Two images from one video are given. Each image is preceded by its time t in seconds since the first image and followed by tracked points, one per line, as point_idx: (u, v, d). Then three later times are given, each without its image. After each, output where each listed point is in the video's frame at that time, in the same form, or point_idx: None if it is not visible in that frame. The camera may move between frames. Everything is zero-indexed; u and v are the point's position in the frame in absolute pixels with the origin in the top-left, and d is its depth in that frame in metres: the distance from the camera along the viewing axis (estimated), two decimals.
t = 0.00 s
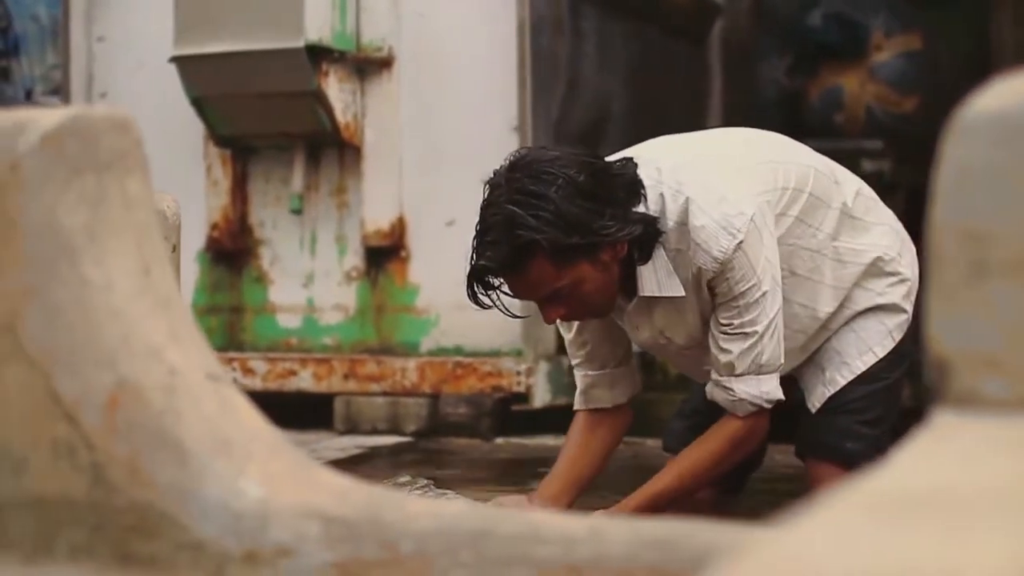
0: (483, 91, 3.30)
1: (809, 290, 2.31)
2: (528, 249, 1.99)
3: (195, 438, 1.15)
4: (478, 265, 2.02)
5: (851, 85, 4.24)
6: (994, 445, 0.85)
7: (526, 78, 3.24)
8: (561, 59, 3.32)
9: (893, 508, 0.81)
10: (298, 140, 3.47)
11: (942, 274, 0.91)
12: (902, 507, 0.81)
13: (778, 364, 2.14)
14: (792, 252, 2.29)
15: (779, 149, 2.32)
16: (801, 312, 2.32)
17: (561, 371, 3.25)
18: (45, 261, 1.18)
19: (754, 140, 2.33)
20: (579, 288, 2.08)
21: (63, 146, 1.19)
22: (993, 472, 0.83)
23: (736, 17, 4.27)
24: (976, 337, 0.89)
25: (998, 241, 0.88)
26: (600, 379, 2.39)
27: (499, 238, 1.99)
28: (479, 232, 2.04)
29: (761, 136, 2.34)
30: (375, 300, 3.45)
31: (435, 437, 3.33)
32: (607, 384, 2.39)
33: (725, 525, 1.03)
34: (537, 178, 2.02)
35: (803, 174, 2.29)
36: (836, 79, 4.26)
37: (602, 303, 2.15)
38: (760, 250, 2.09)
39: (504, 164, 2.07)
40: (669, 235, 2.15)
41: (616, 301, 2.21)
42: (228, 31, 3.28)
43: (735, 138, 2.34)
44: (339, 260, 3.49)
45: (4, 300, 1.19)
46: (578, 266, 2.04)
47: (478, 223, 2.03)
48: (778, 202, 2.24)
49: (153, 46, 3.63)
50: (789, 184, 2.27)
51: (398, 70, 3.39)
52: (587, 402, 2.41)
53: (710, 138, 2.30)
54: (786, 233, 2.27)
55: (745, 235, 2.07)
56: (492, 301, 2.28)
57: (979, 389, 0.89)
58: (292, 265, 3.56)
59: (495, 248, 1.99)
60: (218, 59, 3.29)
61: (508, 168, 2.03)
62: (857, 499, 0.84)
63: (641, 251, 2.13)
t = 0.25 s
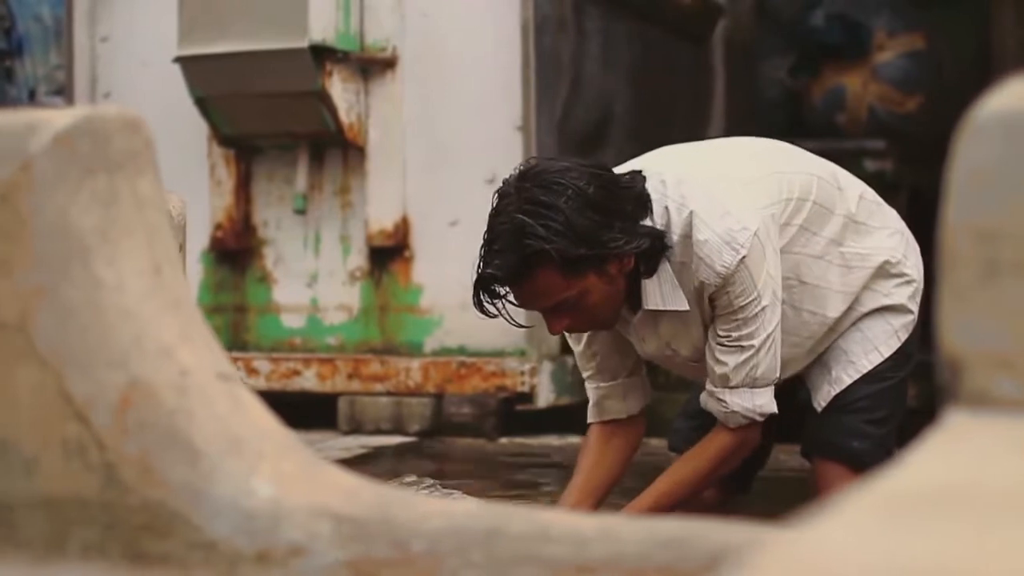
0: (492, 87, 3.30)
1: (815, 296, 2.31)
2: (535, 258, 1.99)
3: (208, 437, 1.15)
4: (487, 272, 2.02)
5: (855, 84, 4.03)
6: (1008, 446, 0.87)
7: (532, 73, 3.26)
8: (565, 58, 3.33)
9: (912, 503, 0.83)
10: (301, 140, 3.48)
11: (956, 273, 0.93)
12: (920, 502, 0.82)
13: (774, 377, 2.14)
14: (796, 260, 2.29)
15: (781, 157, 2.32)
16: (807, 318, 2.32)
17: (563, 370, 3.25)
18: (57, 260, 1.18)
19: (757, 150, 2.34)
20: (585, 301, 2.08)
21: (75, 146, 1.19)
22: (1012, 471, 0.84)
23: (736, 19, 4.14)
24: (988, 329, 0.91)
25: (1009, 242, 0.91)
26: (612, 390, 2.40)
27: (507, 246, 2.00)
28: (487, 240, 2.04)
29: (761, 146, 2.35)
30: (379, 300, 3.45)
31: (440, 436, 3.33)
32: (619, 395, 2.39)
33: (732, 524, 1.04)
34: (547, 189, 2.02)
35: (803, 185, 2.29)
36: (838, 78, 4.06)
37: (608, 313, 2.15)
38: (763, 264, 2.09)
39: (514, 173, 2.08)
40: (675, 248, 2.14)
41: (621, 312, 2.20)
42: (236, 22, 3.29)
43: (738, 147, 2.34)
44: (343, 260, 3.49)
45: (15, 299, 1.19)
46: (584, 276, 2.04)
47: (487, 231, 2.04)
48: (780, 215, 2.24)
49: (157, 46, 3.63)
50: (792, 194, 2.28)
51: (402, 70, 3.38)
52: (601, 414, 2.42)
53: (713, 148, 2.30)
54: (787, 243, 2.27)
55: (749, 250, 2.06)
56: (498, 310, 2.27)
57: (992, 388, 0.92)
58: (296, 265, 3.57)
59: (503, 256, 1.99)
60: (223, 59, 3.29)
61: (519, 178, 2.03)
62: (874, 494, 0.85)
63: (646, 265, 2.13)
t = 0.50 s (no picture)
0: (497, 88, 3.30)
1: (819, 301, 2.31)
2: (543, 260, 2.01)
3: (224, 438, 1.16)
4: (494, 272, 2.04)
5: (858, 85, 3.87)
6: None
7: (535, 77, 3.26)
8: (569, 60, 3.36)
9: (929, 507, 0.82)
10: (306, 141, 3.48)
11: (971, 274, 0.93)
12: (935, 506, 0.83)
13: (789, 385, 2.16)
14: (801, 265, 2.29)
15: (785, 163, 2.32)
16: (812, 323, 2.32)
17: (569, 370, 3.26)
18: (70, 261, 1.18)
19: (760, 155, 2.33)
20: (589, 310, 2.10)
21: (89, 149, 1.19)
22: None
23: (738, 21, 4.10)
24: (1010, 327, 0.92)
25: None
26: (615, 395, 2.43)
27: (516, 248, 2.01)
28: (496, 241, 2.05)
29: (765, 151, 2.35)
30: (384, 301, 3.46)
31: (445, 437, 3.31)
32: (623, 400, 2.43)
33: (745, 525, 1.05)
34: (559, 194, 2.04)
35: (809, 191, 2.29)
36: (843, 79, 3.91)
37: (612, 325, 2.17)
38: (771, 275, 2.08)
39: (527, 177, 2.11)
40: (680, 261, 2.15)
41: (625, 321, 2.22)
42: (242, 25, 3.30)
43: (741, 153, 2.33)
44: (348, 261, 3.49)
45: (29, 300, 1.19)
46: (592, 283, 2.06)
47: (496, 233, 2.05)
48: (786, 223, 2.23)
49: (161, 46, 3.63)
50: (798, 199, 2.27)
51: (407, 72, 3.38)
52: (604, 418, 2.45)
53: (716, 156, 2.30)
54: (794, 249, 2.27)
55: (756, 263, 2.05)
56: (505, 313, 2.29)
57: (1006, 390, 0.92)
58: (301, 267, 3.57)
59: (512, 256, 2.01)
60: (229, 60, 3.30)
61: (532, 180, 2.06)
62: (890, 497, 0.85)
63: (651, 277, 2.14)
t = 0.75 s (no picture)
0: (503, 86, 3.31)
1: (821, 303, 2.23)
2: (546, 252, 2.04)
3: (243, 436, 1.16)
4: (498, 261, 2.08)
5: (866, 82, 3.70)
6: None
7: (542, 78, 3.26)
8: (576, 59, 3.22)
9: (956, 506, 0.87)
10: (312, 140, 3.48)
11: (992, 271, 0.95)
12: (959, 507, 0.87)
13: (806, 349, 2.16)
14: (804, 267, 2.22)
15: (787, 166, 2.25)
16: (812, 324, 2.23)
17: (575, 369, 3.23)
18: (89, 260, 1.19)
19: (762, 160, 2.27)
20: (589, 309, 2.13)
21: (109, 147, 1.20)
22: None
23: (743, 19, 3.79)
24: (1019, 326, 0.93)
25: None
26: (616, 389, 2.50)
27: (521, 241, 2.05)
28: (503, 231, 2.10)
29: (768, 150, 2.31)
30: (390, 299, 3.46)
31: (451, 436, 3.32)
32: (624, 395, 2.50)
33: (766, 522, 1.04)
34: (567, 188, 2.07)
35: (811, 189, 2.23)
36: (849, 78, 3.73)
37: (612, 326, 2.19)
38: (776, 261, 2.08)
39: (537, 171, 2.15)
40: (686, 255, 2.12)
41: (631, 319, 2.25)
42: (249, 29, 3.30)
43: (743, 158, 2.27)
44: (354, 260, 3.50)
45: (49, 299, 1.20)
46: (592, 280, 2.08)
47: (504, 222, 2.10)
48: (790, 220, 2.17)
49: (167, 45, 3.63)
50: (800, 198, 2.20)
51: (413, 70, 3.39)
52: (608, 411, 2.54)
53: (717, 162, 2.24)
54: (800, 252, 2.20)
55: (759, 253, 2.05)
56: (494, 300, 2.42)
57: None
58: (307, 265, 3.57)
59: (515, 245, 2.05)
60: (235, 58, 3.30)
61: (541, 175, 2.09)
62: (918, 496, 0.89)
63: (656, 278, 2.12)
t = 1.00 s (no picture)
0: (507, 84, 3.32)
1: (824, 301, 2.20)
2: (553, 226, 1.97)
3: (254, 434, 1.16)
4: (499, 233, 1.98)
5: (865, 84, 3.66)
6: None
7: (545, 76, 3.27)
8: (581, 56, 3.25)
9: (971, 500, 0.88)
10: (316, 138, 3.48)
11: (1007, 267, 1.00)
12: (979, 502, 0.87)
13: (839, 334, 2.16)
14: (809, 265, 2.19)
15: (789, 163, 2.22)
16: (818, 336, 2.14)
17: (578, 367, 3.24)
18: (99, 258, 1.19)
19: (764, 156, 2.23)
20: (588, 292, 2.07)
21: (120, 147, 1.20)
22: None
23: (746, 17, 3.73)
24: (1023, 321, 0.98)
25: None
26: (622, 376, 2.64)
27: (527, 214, 1.97)
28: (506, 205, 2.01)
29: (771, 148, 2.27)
30: (394, 297, 3.46)
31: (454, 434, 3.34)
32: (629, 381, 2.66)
33: (772, 524, 1.06)
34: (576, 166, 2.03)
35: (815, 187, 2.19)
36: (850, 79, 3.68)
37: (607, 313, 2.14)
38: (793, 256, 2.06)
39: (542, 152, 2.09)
40: (691, 254, 2.10)
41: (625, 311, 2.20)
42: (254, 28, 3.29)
43: (745, 155, 2.24)
44: (357, 258, 3.50)
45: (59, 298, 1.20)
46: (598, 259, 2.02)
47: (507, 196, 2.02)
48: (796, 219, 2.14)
49: (171, 44, 3.63)
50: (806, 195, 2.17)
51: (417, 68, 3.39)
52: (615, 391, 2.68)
53: (718, 159, 2.21)
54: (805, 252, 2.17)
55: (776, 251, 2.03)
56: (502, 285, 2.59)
57: None
58: (311, 264, 3.57)
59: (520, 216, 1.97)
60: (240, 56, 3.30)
61: (550, 151, 2.04)
62: (935, 493, 0.90)
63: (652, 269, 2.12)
